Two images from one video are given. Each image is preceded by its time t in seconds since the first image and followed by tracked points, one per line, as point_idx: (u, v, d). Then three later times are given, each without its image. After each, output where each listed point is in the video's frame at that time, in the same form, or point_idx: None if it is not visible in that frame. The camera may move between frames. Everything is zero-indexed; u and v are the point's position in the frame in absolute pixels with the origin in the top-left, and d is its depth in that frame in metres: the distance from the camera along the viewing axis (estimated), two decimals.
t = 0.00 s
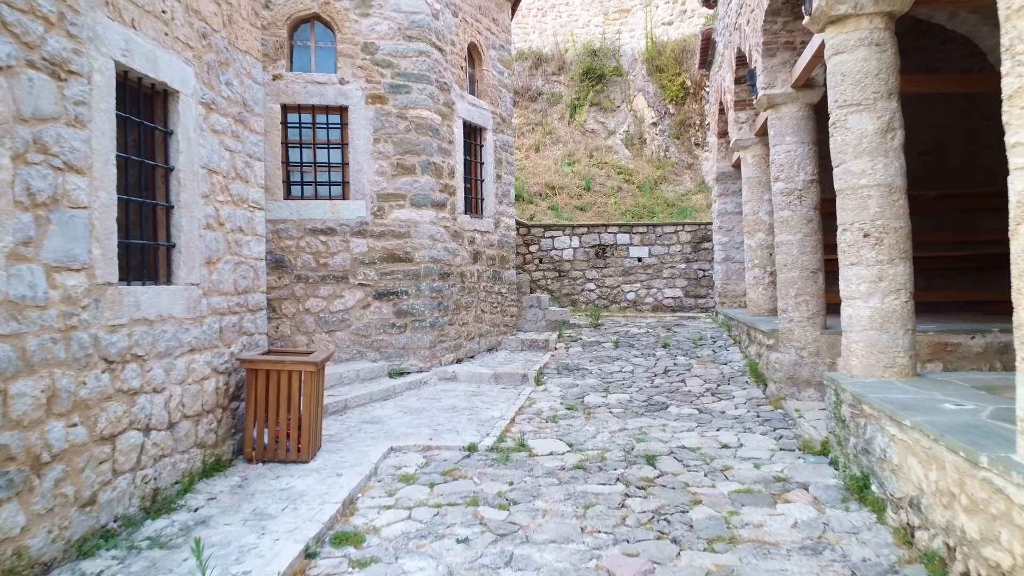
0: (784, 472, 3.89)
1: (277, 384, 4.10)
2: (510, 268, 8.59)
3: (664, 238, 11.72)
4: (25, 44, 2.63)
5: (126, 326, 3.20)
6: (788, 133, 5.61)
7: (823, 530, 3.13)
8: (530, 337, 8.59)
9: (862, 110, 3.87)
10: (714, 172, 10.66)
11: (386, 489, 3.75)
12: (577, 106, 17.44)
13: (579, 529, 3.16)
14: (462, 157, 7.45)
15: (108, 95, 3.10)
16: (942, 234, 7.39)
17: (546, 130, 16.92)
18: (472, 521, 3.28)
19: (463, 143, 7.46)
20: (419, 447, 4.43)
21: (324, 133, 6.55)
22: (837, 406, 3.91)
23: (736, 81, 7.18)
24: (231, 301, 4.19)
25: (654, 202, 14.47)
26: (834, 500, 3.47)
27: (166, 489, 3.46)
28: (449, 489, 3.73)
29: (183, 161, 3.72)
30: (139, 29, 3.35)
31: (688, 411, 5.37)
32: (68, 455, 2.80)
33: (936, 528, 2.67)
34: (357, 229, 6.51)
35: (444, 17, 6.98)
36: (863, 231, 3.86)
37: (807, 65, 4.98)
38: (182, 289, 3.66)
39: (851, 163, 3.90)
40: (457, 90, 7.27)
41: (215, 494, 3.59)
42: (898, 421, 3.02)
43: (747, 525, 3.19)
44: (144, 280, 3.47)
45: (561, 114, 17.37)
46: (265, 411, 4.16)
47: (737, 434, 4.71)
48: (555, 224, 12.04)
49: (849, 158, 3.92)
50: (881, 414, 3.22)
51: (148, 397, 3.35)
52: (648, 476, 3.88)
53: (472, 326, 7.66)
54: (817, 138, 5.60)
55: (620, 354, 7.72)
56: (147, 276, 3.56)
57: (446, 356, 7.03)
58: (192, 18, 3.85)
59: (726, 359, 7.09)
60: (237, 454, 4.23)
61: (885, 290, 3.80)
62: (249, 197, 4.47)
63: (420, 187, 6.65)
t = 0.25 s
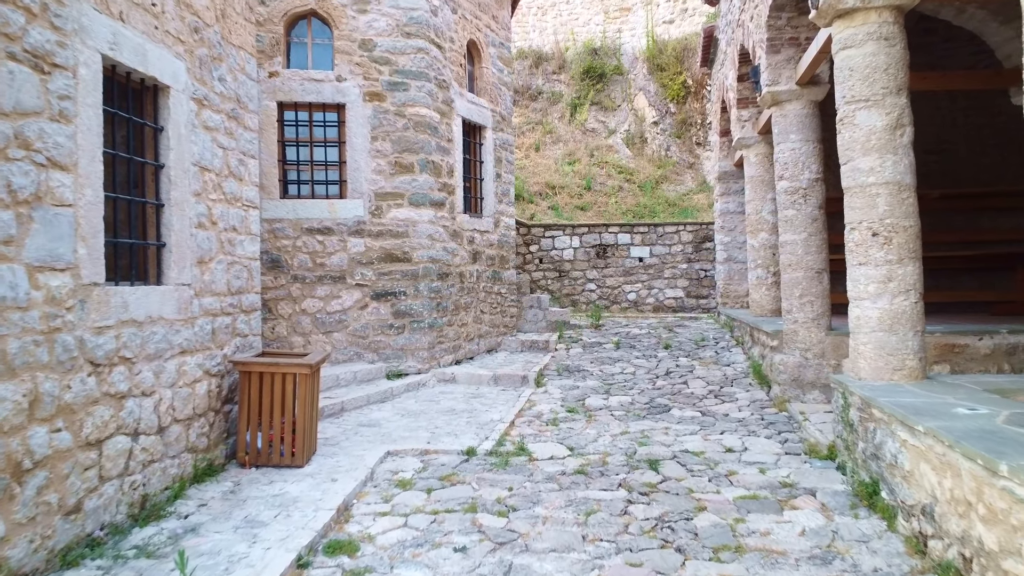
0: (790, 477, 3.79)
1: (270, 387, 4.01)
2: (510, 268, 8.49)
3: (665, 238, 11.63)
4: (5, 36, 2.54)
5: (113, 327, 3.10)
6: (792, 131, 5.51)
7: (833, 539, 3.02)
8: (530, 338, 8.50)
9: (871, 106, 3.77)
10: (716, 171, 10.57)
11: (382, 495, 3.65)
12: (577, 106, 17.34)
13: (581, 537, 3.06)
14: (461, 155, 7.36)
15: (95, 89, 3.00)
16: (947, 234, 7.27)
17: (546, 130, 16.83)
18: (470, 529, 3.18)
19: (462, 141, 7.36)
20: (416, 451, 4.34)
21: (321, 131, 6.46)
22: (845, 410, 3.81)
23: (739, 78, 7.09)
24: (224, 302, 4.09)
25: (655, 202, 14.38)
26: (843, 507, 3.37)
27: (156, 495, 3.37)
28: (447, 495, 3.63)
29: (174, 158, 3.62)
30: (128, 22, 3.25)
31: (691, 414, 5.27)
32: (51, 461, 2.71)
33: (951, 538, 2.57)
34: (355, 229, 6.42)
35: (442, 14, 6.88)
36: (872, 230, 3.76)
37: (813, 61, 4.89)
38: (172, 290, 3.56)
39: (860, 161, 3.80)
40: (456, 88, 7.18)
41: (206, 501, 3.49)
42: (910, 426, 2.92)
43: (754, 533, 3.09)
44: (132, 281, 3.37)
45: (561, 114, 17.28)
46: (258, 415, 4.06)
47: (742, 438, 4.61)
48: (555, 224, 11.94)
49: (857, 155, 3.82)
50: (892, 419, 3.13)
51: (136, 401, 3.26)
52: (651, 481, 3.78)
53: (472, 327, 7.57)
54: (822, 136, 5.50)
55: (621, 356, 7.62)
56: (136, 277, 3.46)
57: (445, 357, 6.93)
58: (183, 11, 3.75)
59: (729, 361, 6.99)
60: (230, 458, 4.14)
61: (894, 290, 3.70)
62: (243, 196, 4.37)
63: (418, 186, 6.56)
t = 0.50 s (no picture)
0: (793, 482, 3.71)
1: (263, 389, 3.93)
2: (509, 268, 8.42)
3: (666, 238, 11.55)
4: None
5: (100, 328, 3.03)
6: (795, 129, 5.43)
7: (837, 546, 2.95)
8: (529, 339, 8.42)
9: (876, 102, 3.69)
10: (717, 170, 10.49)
11: (376, 500, 3.57)
12: (577, 105, 17.26)
13: (579, 544, 2.99)
14: (459, 154, 7.28)
15: (81, 84, 2.93)
16: (951, 234, 7.18)
17: (546, 129, 16.76)
18: (466, 535, 3.11)
19: (460, 140, 7.29)
20: (412, 455, 4.26)
21: (317, 129, 6.38)
22: (849, 413, 3.73)
23: (741, 76, 7.01)
24: (216, 303, 4.01)
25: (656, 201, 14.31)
26: (848, 512, 3.29)
27: (144, 500, 3.29)
28: (442, 499, 3.55)
29: (164, 155, 3.54)
30: (116, 16, 3.18)
31: (692, 416, 5.20)
32: (34, 466, 2.63)
33: (960, 546, 2.49)
34: (351, 228, 6.34)
35: (440, 11, 6.81)
36: (877, 229, 3.68)
37: (815, 58, 4.82)
38: (162, 290, 3.49)
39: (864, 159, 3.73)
40: (454, 86, 7.10)
41: (196, 505, 3.42)
42: (918, 431, 2.84)
43: (756, 540, 3.01)
44: (120, 281, 3.30)
45: (561, 113, 17.21)
46: (250, 417, 3.98)
47: (743, 441, 4.54)
48: (555, 223, 11.86)
49: (862, 153, 3.75)
50: (898, 422, 3.05)
51: (124, 404, 3.18)
52: (651, 486, 3.70)
53: (470, 328, 7.49)
54: (825, 134, 5.42)
55: (621, 357, 7.55)
56: (124, 277, 3.39)
57: (443, 358, 6.86)
58: (174, 6, 3.68)
59: (730, 362, 6.92)
60: (222, 462, 4.06)
61: (900, 291, 3.63)
62: (236, 194, 4.29)
63: (416, 185, 6.48)
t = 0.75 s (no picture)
0: (794, 487, 3.63)
1: (252, 392, 3.85)
2: (506, 268, 8.34)
3: (665, 237, 11.47)
4: None
5: (82, 330, 2.95)
6: (795, 127, 5.35)
7: (839, 554, 2.86)
8: (527, 340, 8.34)
9: (878, 99, 3.61)
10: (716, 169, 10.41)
11: (367, 506, 3.49)
12: (577, 104, 17.17)
13: (574, 552, 2.91)
14: (456, 152, 7.20)
15: (61, 79, 2.85)
16: (953, 234, 7.09)
17: (545, 128, 16.68)
18: (458, 543, 3.03)
19: (456, 138, 7.20)
20: (405, 459, 4.18)
21: (312, 128, 6.30)
22: (851, 416, 3.65)
23: (740, 74, 6.93)
24: (204, 304, 3.93)
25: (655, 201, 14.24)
26: (849, 519, 3.21)
27: (128, 506, 3.21)
28: (434, 505, 3.47)
29: (150, 152, 3.46)
30: (99, 10, 3.10)
31: (690, 419, 5.12)
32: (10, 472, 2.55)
33: (966, 556, 2.41)
34: (345, 228, 6.26)
35: (436, 8, 6.73)
36: (879, 228, 3.60)
37: (816, 55, 4.74)
38: (147, 290, 3.41)
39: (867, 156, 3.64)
40: (450, 84, 7.02)
41: (182, 511, 3.33)
42: (922, 436, 2.76)
43: (756, 548, 2.93)
44: (103, 281, 3.22)
45: (560, 112, 17.13)
46: (239, 421, 3.90)
47: (743, 444, 4.45)
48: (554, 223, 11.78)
49: (864, 151, 3.67)
50: (902, 426, 2.97)
51: (107, 408, 3.10)
52: (648, 491, 3.62)
53: (467, 328, 7.41)
54: (826, 132, 5.34)
55: (620, 358, 7.46)
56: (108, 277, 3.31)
57: (439, 359, 6.77)
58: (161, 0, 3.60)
59: (729, 363, 6.84)
60: (210, 466, 3.98)
61: (902, 292, 3.55)
62: (225, 193, 4.21)
63: (411, 184, 6.40)
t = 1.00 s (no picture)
0: (792, 491, 3.56)
1: (242, 394, 3.78)
2: (503, 268, 8.27)
3: (664, 237, 11.40)
4: None
5: (64, 332, 2.88)
6: (794, 126, 5.29)
7: (839, 561, 2.80)
8: (524, 341, 8.27)
9: (879, 96, 3.54)
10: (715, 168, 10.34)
11: (358, 511, 3.42)
12: (575, 103, 17.09)
13: (567, 558, 2.84)
14: (452, 152, 7.14)
15: (43, 76, 2.78)
16: (954, 233, 7.01)
17: (544, 127, 16.60)
18: (449, 549, 2.96)
19: (452, 137, 7.14)
20: (397, 462, 4.11)
21: (306, 126, 6.23)
22: (851, 419, 3.58)
23: (739, 72, 6.86)
24: (193, 305, 3.86)
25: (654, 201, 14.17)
26: (849, 524, 3.14)
27: (114, 512, 3.15)
28: (426, 510, 3.40)
29: (136, 151, 3.40)
30: (83, 5, 3.03)
31: (688, 421, 5.05)
32: None
33: (969, 564, 2.34)
34: (340, 228, 6.19)
35: (432, 5, 6.66)
36: (880, 228, 3.53)
37: (815, 51, 4.66)
38: (134, 291, 3.34)
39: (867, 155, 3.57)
40: (446, 82, 6.95)
41: (169, 517, 3.27)
42: (924, 440, 2.70)
43: (753, 554, 2.86)
44: (88, 282, 3.15)
45: (559, 111, 17.06)
46: (228, 424, 3.83)
47: (741, 447, 4.39)
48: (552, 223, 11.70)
49: (864, 149, 3.60)
50: (903, 430, 2.90)
51: (92, 412, 3.04)
52: (645, 495, 3.55)
53: (463, 329, 7.35)
54: (825, 131, 5.27)
55: (618, 359, 7.40)
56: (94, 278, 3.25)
57: (435, 361, 6.71)
58: None
59: (728, 364, 6.77)
60: (199, 470, 3.91)
61: (903, 292, 3.48)
62: (215, 192, 4.14)
63: (407, 183, 6.33)
